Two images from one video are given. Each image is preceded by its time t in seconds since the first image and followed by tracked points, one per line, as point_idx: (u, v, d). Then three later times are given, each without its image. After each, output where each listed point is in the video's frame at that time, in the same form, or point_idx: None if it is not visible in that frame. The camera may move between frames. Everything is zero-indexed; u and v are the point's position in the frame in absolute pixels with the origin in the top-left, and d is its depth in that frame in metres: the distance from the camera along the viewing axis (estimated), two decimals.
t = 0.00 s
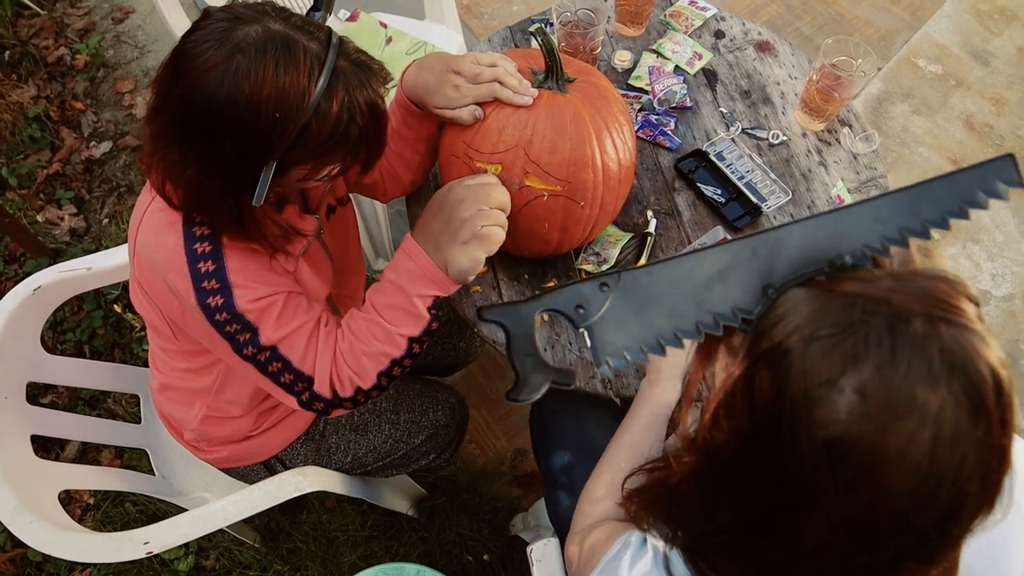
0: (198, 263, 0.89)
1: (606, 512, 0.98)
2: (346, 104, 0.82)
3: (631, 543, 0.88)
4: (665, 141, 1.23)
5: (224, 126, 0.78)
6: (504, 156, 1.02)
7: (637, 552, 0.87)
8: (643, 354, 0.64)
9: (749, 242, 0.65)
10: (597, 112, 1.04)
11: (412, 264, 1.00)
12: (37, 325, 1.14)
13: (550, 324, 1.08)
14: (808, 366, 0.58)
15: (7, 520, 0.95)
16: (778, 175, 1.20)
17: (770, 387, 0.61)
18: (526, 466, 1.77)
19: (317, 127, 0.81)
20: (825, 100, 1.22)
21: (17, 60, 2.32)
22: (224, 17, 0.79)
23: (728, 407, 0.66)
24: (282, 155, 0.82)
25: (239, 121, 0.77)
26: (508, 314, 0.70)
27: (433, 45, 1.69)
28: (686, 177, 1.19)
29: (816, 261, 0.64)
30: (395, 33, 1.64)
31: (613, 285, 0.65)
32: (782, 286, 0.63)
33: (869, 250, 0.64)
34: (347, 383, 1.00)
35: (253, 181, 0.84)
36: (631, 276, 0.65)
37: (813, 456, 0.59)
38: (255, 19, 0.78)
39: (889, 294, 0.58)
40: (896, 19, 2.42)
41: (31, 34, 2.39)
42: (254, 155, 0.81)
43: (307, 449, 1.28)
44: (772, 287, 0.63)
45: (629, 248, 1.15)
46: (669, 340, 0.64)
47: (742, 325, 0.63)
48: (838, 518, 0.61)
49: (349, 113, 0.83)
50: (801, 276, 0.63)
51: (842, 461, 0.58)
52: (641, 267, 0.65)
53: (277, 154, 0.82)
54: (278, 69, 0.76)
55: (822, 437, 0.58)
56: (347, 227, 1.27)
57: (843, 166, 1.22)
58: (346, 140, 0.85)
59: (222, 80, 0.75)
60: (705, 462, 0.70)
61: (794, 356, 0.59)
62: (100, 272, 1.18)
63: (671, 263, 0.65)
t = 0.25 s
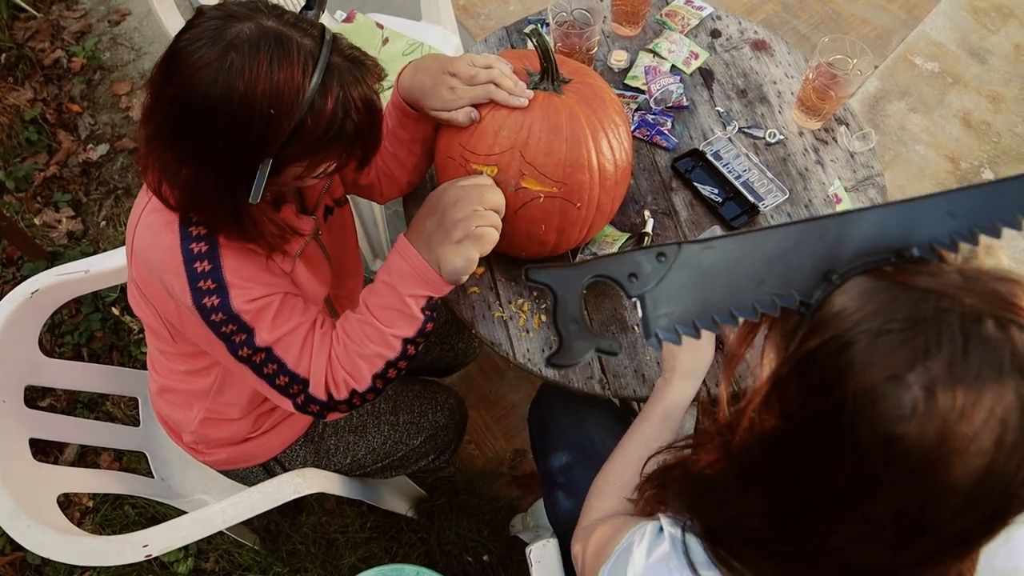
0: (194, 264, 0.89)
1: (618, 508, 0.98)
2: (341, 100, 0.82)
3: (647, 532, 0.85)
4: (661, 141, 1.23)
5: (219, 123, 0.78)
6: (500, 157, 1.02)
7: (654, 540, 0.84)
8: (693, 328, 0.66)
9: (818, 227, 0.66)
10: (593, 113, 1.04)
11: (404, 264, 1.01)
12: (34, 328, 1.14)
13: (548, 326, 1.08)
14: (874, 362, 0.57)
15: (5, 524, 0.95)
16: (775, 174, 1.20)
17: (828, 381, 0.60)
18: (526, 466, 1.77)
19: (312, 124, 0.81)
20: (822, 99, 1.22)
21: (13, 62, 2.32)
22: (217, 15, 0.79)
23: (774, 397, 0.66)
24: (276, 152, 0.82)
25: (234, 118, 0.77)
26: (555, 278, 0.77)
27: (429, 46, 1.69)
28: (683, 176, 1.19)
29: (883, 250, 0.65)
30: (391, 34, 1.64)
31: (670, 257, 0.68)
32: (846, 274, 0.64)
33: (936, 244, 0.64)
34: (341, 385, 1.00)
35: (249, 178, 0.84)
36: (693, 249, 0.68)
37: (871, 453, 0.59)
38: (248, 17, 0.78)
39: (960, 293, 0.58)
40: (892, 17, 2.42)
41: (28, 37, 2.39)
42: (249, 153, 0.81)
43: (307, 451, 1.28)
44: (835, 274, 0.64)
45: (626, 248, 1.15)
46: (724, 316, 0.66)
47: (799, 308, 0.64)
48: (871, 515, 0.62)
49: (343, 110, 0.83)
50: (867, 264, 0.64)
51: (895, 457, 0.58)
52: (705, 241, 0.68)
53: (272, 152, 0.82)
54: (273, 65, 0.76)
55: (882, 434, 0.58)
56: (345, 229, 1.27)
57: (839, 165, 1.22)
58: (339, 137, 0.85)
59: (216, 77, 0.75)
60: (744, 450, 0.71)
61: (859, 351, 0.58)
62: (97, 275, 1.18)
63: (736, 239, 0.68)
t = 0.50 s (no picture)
0: (186, 261, 0.89)
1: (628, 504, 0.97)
2: (332, 96, 0.82)
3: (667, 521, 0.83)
4: (659, 141, 1.23)
5: (208, 118, 0.78)
6: (498, 157, 1.02)
7: (675, 529, 0.81)
8: (747, 306, 0.70)
9: (883, 216, 0.66)
10: (592, 113, 1.04)
11: (391, 259, 1.00)
12: (31, 329, 1.13)
13: (546, 326, 1.08)
14: (934, 362, 0.54)
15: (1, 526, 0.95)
16: (773, 175, 1.20)
17: (880, 376, 0.57)
18: (524, 467, 1.77)
19: (302, 120, 0.81)
20: (820, 99, 1.22)
21: (10, 63, 2.31)
22: (209, 9, 0.79)
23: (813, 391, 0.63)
24: (266, 149, 0.82)
25: (224, 112, 0.77)
26: (612, 244, 0.78)
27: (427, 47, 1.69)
28: (681, 177, 1.19)
29: (953, 245, 0.62)
30: (389, 35, 1.65)
31: (732, 234, 0.72)
32: (909, 267, 0.62)
33: (1006, 244, 0.61)
34: (332, 385, 1.00)
35: (239, 174, 0.83)
36: (755, 229, 0.71)
37: (918, 451, 0.57)
38: (240, 12, 0.78)
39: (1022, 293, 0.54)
40: (890, 17, 2.42)
41: (24, 37, 2.38)
42: (238, 149, 0.81)
43: (304, 452, 1.28)
44: (897, 267, 0.62)
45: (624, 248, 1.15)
46: (779, 298, 0.69)
47: (855, 296, 0.63)
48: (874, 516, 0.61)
49: (334, 106, 0.83)
50: (930, 258, 0.62)
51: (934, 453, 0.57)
52: (769, 223, 0.71)
53: (262, 148, 0.81)
54: (263, 60, 0.76)
55: (925, 435, 0.56)
56: (341, 230, 1.27)
57: (837, 165, 1.22)
58: (331, 133, 0.85)
59: (206, 71, 0.75)
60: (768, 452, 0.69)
61: (919, 349, 0.55)
62: (94, 276, 1.17)
63: (803, 223, 0.70)
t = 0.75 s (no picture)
0: (181, 261, 0.89)
1: (639, 499, 0.97)
2: (322, 90, 0.82)
3: (686, 515, 0.82)
4: (660, 145, 1.23)
5: (198, 113, 0.78)
6: (499, 161, 1.02)
7: (695, 523, 0.81)
8: (780, 304, 0.73)
9: (923, 215, 0.66)
10: (592, 117, 1.04)
11: (388, 261, 1.00)
12: (32, 333, 1.13)
13: (546, 330, 1.08)
14: (969, 363, 0.54)
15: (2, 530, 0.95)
16: (773, 178, 1.20)
17: (912, 376, 0.57)
18: (525, 470, 1.77)
19: (292, 115, 0.81)
20: (820, 102, 1.23)
21: (13, 67, 2.32)
22: (200, 5, 0.79)
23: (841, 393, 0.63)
24: (256, 143, 0.82)
25: (214, 107, 0.77)
26: (646, 241, 0.78)
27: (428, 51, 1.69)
28: (681, 180, 1.19)
29: (989, 245, 0.62)
30: (390, 38, 1.65)
31: (766, 232, 0.74)
32: (945, 268, 0.61)
33: None
34: (327, 387, 1.00)
35: (231, 170, 0.84)
36: (792, 227, 0.73)
37: (946, 451, 0.57)
38: (230, 7, 0.79)
39: None
40: (890, 20, 2.42)
41: (27, 41, 2.39)
42: (229, 145, 0.81)
43: (305, 456, 1.28)
44: (930, 268, 0.62)
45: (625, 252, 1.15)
46: (813, 296, 0.71)
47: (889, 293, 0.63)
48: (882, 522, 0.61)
49: (324, 101, 0.83)
50: (965, 261, 0.61)
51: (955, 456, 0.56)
52: (805, 220, 0.72)
53: (252, 143, 0.82)
54: (252, 54, 0.77)
55: (949, 438, 0.56)
56: (342, 233, 1.27)
57: (838, 168, 1.22)
58: (321, 127, 0.85)
59: (196, 66, 0.76)
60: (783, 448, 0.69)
61: (953, 350, 0.55)
62: (96, 280, 1.17)
63: (838, 221, 0.71)
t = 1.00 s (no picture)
0: (180, 259, 0.89)
1: (640, 491, 0.97)
2: (319, 87, 0.82)
3: (691, 509, 0.81)
4: (658, 143, 1.24)
5: (194, 110, 0.78)
6: (496, 159, 1.02)
7: (701, 517, 0.80)
8: (767, 325, 0.68)
9: (884, 214, 0.66)
10: (590, 115, 1.04)
11: (390, 260, 1.00)
12: (30, 332, 1.13)
13: (544, 328, 1.08)
14: (956, 345, 0.55)
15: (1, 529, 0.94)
16: (771, 176, 1.21)
17: (905, 367, 0.58)
18: (523, 469, 1.77)
19: (288, 112, 0.81)
20: (817, 100, 1.23)
21: (9, 67, 2.31)
22: (196, 2, 0.79)
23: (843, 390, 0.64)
24: (252, 140, 0.82)
25: (211, 103, 0.77)
26: (622, 282, 0.74)
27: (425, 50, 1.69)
28: (679, 178, 1.20)
29: (949, 236, 0.63)
30: (388, 37, 1.65)
31: (740, 255, 0.69)
32: (914, 262, 0.62)
33: (998, 226, 0.63)
34: (327, 386, 1.00)
35: (228, 166, 0.84)
36: (762, 246, 0.69)
37: (949, 443, 0.57)
38: (226, 4, 0.78)
39: None
40: (887, 18, 2.43)
41: (23, 41, 2.38)
42: (225, 141, 0.81)
43: (303, 455, 1.28)
44: (900, 263, 0.63)
45: (622, 249, 1.15)
46: (795, 310, 0.67)
47: (867, 296, 0.63)
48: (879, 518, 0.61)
49: (321, 98, 0.83)
50: (933, 251, 0.62)
51: (956, 439, 0.57)
52: (772, 239, 0.69)
53: (248, 140, 0.81)
54: (248, 50, 0.77)
55: (951, 426, 0.56)
56: (340, 232, 1.27)
57: (835, 166, 1.22)
58: (318, 125, 0.84)
59: (191, 63, 0.75)
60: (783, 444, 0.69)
61: (940, 335, 0.56)
62: (93, 279, 1.17)
63: (803, 233, 0.68)
